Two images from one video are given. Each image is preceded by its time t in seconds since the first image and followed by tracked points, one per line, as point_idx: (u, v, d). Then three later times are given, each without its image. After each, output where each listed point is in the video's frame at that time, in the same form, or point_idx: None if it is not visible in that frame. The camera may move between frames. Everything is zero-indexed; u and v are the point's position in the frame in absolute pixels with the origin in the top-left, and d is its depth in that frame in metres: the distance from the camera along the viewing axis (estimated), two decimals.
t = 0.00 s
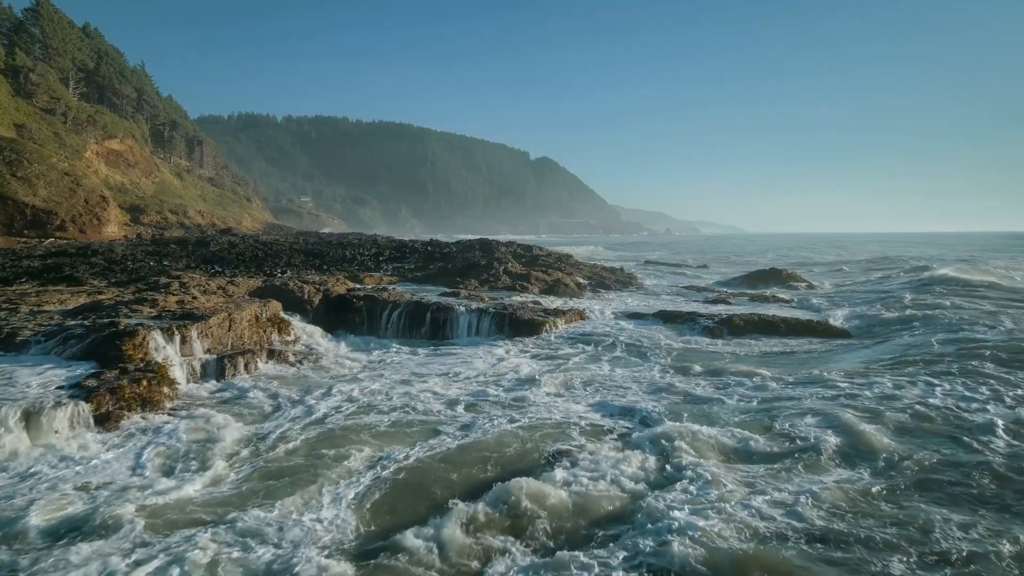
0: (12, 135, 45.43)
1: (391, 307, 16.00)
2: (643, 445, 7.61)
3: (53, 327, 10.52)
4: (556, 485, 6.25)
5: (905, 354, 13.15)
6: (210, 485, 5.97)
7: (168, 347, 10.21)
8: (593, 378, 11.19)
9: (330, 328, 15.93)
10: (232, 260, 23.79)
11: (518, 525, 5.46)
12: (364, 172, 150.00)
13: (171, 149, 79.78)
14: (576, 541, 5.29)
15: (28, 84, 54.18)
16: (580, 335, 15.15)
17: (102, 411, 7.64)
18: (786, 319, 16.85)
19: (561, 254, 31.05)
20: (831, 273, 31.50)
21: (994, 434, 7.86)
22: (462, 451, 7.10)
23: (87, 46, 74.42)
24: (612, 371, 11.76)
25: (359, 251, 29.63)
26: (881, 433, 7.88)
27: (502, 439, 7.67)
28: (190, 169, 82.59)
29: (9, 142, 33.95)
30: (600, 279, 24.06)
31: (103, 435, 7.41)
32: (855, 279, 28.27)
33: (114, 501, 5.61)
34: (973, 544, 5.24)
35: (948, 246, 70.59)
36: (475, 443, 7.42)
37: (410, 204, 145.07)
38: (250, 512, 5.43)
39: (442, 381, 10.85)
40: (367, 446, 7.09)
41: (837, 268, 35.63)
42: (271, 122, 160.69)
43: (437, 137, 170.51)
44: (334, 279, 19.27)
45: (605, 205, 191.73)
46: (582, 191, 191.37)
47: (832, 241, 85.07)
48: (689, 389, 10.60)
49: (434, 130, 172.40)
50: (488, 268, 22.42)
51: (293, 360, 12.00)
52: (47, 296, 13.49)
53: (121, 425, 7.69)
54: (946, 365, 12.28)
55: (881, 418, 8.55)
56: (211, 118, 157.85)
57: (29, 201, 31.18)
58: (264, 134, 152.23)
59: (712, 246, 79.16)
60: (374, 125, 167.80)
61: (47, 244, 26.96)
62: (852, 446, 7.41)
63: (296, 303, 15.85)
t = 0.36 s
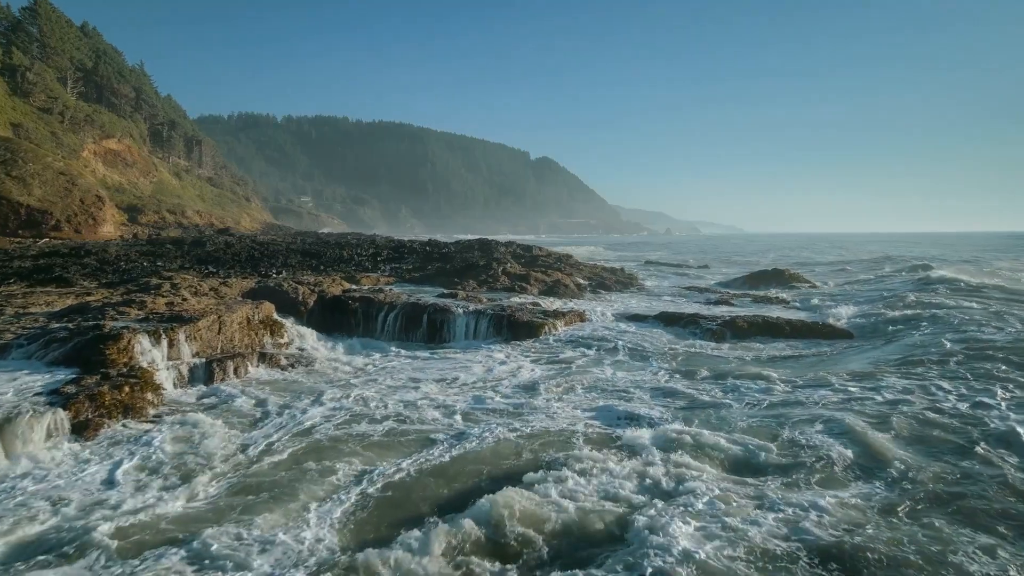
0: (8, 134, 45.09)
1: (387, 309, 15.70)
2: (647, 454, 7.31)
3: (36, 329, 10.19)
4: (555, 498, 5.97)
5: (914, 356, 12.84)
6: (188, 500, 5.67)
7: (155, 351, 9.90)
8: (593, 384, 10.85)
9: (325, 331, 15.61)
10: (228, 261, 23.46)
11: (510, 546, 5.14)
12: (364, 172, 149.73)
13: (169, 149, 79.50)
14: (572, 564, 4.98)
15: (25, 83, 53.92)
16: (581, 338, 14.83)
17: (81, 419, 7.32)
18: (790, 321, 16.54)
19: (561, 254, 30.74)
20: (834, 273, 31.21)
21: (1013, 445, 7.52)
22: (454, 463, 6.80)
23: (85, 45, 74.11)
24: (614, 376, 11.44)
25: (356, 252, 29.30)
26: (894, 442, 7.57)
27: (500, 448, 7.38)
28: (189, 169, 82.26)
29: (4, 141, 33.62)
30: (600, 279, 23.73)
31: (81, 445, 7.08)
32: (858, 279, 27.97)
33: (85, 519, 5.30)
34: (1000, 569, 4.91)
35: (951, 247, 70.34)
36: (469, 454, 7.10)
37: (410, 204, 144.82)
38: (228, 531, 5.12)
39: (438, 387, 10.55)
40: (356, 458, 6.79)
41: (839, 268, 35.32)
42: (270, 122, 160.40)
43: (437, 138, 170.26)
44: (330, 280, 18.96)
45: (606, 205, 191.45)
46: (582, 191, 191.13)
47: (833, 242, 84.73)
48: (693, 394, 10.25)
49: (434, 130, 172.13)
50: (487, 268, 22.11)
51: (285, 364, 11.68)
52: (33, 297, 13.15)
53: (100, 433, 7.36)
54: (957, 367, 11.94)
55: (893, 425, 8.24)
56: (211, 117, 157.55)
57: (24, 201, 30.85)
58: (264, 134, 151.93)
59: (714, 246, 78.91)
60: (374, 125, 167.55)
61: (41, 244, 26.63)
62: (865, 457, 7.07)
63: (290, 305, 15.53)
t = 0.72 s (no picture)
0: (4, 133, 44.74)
1: (382, 311, 15.36)
2: (651, 465, 6.94)
3: (16, 333, 9.83)
4: (552, 518, 5.61)
5: (924, 359, 12.45)
6: (158, 522, 5.31)
7: (138, 355, 9.54)
8: (594, 390, 10.48)
9: (319, 333, 15.26)
10: (222, 261, 23.11)
11: None
12: (364, 172, 149.37)
13: (168, 149, 79.16)
14: None
15: (22, 82, 53.56)
16: (581, 341, 14.46)
17: (54, 429, 6.94)
18: (795, 323, 16.17)
19: (560, 255, 30.38)
20: (837, 273, 30.84)
21: None
22: (444, 478, 6.44)
23: (82, 44, 73.75)
24: (615, 382, 11.06)
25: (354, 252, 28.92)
26: (909, 454, 7.18)
27: (495, 461, 7.03)
28: (187, 168, 81.89)
29: None
30: (601, 280, 23.36)
31: (53, 457, 6.72)
32: (863, 279, 27.56)
33: (50, 544, 4.96)
34: None
35: (954, 247, 69.95)
36: (461, 467, 6.75)
37: (410, 204, 144.43)
38: (199, 558, 4.76)
39: (432, 394, 10.16)
40: (342, 473, 6.43)
41: (843, 268, 34.94)
42: (270, 122, 160.07)
43: (437, 137, 169.91)
44: (325, 281, 18.59)
45: (606, 205, 191.09)
46: (583, 191, 190.74)
47: (835, 242, 84.31)
48: (698, 401, 9.89)
49: (433, 130, 171.70)
50: (485, 269, 21.74)
51: (275, 368, 11.32)
52: (17, 299, 12.79)
53: (75, 443, 7.00)
54: (970, 369, 11.55)
55: (906, 434, 7.85)
56: (211, 117, 157.23)
57: (17, 200, 30.45)
58: (263, 134, 151.60)
59: (715, 246, 78.54)
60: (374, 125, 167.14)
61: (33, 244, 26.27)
62: (879, 470, 6.70)
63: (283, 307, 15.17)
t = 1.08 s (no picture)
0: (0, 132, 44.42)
1: (378, 313, 14.99)
2: (654, 477, 6.58)
3: None
4: (547, 541, 5.27)
5: (937, 361, 12.04)
6: (124, 547, 4.96)
7: (120, 360, 9.17)
8: (595, 397, 10.09)
9: (313, 335, 14.90)
10: (217, 261, 22.73)
11: None
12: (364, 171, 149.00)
13: (166, 148, 78.83)
14: None
15: (18, 80, 53.20)
16: (582, 345, 14.06)
17: (24, 441, 6.55)
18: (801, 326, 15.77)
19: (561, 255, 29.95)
20: (841, 273, 30.42)
21: None
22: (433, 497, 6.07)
23: (80, 43, 73.34)
24: (617, 389, 10.66)
25: (351, 252, 28.54)
26: (929, 468, 6.78)
27: (490, 475, 6.64)
28: (186, 168, 81.53)
29: None
30: (602, 281, 22.95)
31: (22, 470, 6.34)
32: (868, 278, 27.15)
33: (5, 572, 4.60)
34: None
35: (960, 245, 69.45)
36: (452, 484, 6.38)
37: (410, 204, 144.01)
38: None
39: (426, 401, 9.78)
40: (326, 492, 6.06)
41: (847, 268, 34.46)
42: (270, 122, 159.76)
43: (438, 137, 169.51)
44: (320, 282, 18.21)
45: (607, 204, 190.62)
46: (583, 191, 190.25)
47: (836, 243, 83.67)
48: (703, 408, 9.48)
49: (434, 130, 171.31)
50: (484, 269, 21.34)
51: (265, 373, 10.93)
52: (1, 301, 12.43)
53: (46, 456, 6.62)
54: (985, 373, 11.13)
55: (922, 445, 7.46)
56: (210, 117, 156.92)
57: (11, 199, 30.07)
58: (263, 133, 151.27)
59: (717, 246, 78.01)
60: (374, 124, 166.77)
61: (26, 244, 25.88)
62: (897, 485, 6.29)
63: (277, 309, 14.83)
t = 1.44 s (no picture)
0: None
1: (374, 314, 14.63)
2: (657, 491, 6.24)
3: None
4: (542, 566, 4.94)
5: (950, 364, 11.64)
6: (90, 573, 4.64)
7: (102, 365, 8.80)
8: (596, 405, 9.73)
9: (307, 337, 14.56)
10: (212, 262, 22.39)
11: None
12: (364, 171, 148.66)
13: (165, 147, 78.47)
14: None
15: (15, 79, 52.89)
16: (582, 348, 13.70)
17: None
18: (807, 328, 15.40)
19: (561, 255, 29.58)
20: (846, 273, 30.00)
21: None
22: (424, 517, 5.74)
23: (79, 41, 72.87)
24: (619, 395, 10.30)
25: (349, 252, 28.18)
26: (950, 482, 6.42)
27: (485, 490, 6.31)
28: (185, 167, 81.16)
29: None
30: (602, 281, 22.59)
31: None
32: (874, 278, 26.71)
33: None
34: None
35: (962, 245, 69.00)
36: (445, 501, 6.04)
37: (410, 203, 143.59)
38: None
39: (420, 409, 9.42)
40: (309, 511, 5.72)
41: (851, 267, 34.03)
42: (270, 122, 159.48)
43: (438, 137, 169.14)
44: (315, 282, 17.86)
45: (607, 204, 190.14)
46: (584, 190, 189.75)
47: (839, 243, 83.04)
48: (710, 415, 9.11)
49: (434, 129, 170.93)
50: (483, 269, 20.98)
51: (255, 378, 10.56)
52: None
53: (16, 469, 6.27)
54: (1000, 377, 10.73)
55: (940, 456, 7.10)
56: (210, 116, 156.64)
57: (5, 199, 29.76)
58: (263, 133, 150.93)
59: (720, 246, 77.52)
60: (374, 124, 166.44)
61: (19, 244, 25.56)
62: (916, 501, 5.94)
63: (270, 310, 14.49)
